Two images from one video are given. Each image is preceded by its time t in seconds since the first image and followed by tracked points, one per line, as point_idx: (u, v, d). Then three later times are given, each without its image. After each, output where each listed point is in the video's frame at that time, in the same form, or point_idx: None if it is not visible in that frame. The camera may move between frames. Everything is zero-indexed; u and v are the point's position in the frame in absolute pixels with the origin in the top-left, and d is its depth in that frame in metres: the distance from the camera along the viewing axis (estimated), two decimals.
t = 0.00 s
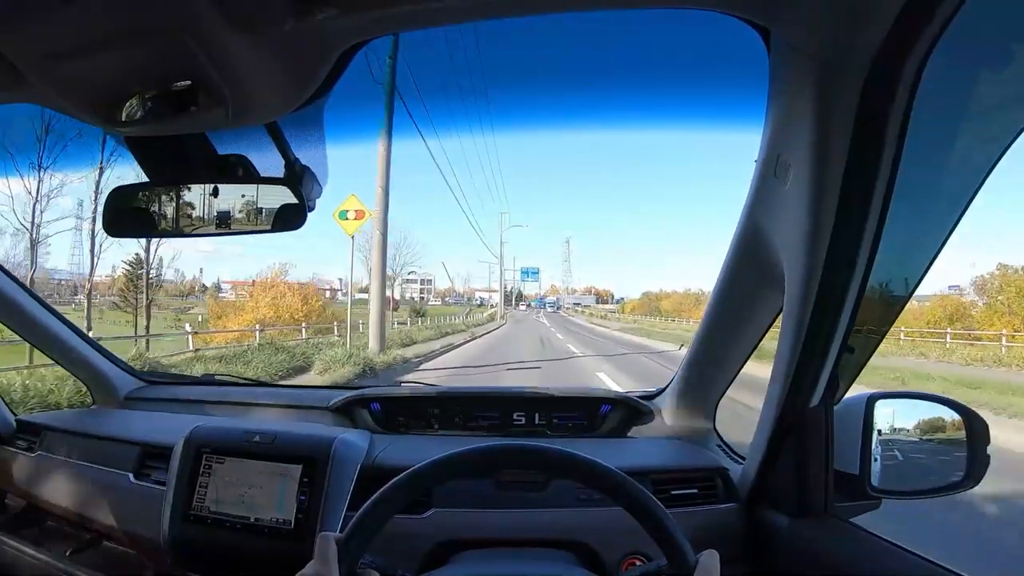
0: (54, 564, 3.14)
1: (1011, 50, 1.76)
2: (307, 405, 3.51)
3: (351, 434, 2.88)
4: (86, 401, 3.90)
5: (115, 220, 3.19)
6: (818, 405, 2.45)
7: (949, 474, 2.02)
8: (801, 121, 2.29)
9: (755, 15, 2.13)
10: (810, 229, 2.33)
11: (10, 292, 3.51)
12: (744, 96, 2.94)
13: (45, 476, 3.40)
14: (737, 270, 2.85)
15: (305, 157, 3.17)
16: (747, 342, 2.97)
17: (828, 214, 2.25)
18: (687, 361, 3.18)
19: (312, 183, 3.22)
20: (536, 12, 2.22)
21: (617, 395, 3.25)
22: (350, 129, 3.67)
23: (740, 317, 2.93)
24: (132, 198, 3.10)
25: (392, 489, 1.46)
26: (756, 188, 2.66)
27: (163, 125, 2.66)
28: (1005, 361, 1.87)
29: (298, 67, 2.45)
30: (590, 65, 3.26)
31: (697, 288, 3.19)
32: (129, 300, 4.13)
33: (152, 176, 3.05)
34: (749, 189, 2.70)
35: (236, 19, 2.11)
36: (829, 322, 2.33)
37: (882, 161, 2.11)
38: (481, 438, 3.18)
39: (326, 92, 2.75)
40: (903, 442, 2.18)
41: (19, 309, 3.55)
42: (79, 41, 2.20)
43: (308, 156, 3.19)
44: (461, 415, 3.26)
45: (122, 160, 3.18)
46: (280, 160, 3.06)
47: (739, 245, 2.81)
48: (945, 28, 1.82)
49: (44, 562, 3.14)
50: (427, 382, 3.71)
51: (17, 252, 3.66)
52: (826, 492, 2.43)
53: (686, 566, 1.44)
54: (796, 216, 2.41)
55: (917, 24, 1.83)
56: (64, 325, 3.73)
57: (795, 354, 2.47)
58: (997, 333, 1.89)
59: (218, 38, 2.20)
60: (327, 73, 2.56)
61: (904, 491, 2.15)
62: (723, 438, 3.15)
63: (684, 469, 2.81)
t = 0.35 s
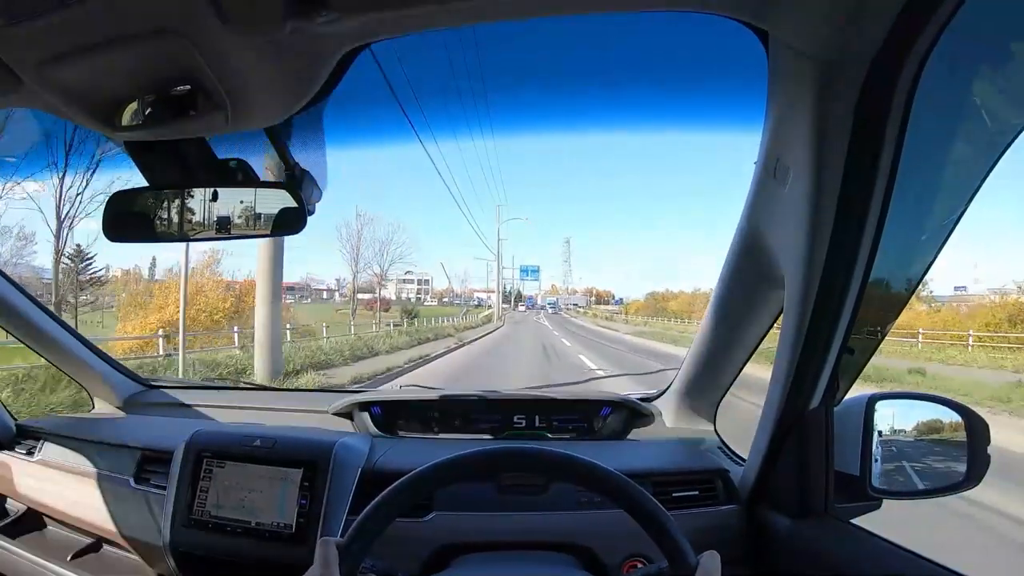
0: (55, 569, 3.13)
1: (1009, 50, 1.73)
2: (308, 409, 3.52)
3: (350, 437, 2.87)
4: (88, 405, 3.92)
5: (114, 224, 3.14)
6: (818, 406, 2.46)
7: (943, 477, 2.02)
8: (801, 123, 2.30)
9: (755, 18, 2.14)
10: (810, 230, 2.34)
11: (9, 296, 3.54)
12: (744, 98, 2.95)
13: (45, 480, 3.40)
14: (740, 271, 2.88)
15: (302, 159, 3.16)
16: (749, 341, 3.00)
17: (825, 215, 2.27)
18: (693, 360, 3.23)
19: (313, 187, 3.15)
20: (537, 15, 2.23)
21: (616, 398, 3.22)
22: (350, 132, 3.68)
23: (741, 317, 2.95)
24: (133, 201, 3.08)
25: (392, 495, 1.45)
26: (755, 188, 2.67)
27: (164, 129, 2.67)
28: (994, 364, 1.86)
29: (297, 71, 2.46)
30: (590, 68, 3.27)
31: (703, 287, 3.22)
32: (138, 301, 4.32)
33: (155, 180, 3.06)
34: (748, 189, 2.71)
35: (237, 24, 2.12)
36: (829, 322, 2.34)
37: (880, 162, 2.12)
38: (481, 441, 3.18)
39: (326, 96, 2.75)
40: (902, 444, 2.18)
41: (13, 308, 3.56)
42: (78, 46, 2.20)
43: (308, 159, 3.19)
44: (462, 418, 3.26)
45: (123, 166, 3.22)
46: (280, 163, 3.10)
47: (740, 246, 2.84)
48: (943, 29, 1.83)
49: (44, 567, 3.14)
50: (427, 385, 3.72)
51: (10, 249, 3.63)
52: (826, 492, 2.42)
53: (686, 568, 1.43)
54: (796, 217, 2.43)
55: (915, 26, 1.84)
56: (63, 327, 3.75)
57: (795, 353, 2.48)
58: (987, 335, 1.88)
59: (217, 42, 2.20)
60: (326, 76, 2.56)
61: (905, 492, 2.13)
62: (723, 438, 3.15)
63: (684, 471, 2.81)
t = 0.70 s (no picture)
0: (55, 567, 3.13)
1: (1012, 50, 1.73)
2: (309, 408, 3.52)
3: (351, 436, 2.87)
4: (88, 402, 3.93)
5: (116, 221, 3.16)
6: (819, 408, 2.46)
7: (943, 477, 2.02)
8: (804, 124, 2.30)
9: (757, 18, 2.14)
10: (812, 231, 2.34)
11: (10, 293, 3.53)
12: (747, 99, 2.95)
13: (45, 477, 3.40)
14: (741, 272, 2.88)
15: (306, 160, 3.21)
16: (751, 341, 3.01)
17: (828, 216, 2.27)
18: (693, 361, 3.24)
19: (314, 185, 3.23)
20: (539, 16, 2.22)
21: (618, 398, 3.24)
22: (351, 131, 3.67)
23: (743, 317, 2.96)
24: (133, 199, 3.08)
25: (394, 494, 1.45)
26: (758, 189, 2.67)
27: (166, 128, 2.66)
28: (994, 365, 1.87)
29: (299, 70, 2.45)
30: (594, 68, 3.26)
31: (705, 287, 3.23)
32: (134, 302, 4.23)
33: (156, 179, 3.07)
34: (750, 190, 2.71)
35: (239, 23, 2.11)
36: (831, 324, 2.34)
37: (882, 165, 2.12)
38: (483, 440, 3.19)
39: (327, 95, 2.74)
40: (900, 446, 2.18)
41: (11, 303, 3.54)
42: (80, 44, 2.20)
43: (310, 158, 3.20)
44: (462, 418, 3.26)
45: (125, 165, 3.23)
46: (283, 163, 3.13)
47: (742, 247, 2.84)
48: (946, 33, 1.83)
49: (45, 564, 3.14)
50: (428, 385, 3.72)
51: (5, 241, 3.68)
52: (827, 493, 2.43)
53: (687, 568, 1.43)
54: (798, 218, 2.43)
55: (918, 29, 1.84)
56: (55, 318, 3.71)
57: (796, 355, 2.48)
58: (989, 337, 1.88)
59: (219, 41, 2.19)
60: (327, 75, 2.55)
61: (904, 493, 2.14)
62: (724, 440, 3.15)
63: (685, 472, 2.81)
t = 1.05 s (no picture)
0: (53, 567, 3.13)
1: (1010, 53, 1.74)
2: (307, 410, 3.52)
3: (349, 438, 2.87)
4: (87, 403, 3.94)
5: (115, 222, 3.15)
6: (817, 410, 2.46)
7: (941, 481, 2.02)
8: (802, 127, 2.30)
9: (756, 20, 2.14)
10: (810, 232, 2.34)
11: (10, 293, 3.57)
12: (747, 102, 2.95)
13: (43, 478, 3.40)
14: (740, 274, 2.88)
15: (305, 162, 3.22)
16: (749, 344, 3.01)
17: (826, 219, 2.27)
18: (692, 362, 3.24)
19: (313, 187, 3.22)
20: (538, 19, 2.23)
21: (616, 400, 3.25)
22: (349, 132, 3.67)
23: (742, 318, 2.96)
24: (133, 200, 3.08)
25: (391, 495, 1.45)
26: (756, 192, 2.67)
27: (165, 130, 2.66)
28: (991, 368, 1.88)
29: (298, 72, 2.45)
30: (593, 70, 3.27)
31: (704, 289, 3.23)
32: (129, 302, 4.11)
33: (154, 181, 3.06)
34: (748, 192, 2.71)
35: (238, 24, 2.12)
36: (829, 327, 2.34)
37: (879, 168, 2.12)
38: (481, 442, 3.19)
39: (327, 96, 2.75)
40: (898, 449, 2.19)
41: (14, 308, 3.60)
42: (79, 46, 2.20)
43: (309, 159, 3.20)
44: (461, 419, 3.27)
45: (125, 165, 3.24)
46: (281, 165, 3.13)
47: (740, 249, 2.84)
48: (944, 36, 1.83)
49: (43, 564, 3.14)
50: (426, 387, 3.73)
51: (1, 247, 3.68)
52: (825, 496, 2.43)
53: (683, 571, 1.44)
54: (796, 221, 2.43)
55: (916, 32, 1.84)
56: (57, 322, 3.76)
57: (794, 358, 2.48)
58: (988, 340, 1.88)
59: (218, 43, 2.20)
60: (327, 77, 2.56)
61: (902, 497, 2.14)
62: (722, 442, 3.15)
63: (683, 474, 2.81)
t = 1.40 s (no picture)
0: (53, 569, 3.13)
1: (1008, 54, 1.74)
2: (306, 411, 3.53)
3: (348, 439, 2.87)
4: (86, 405, 3.93)
5: (113, 224, 3.15)
6: (815, 411, 2.46)
7: (940, 480, 2.03)
8: (800, 127, 2.31)
9: (755, 20, 2.14)
10: (808, 233, 2.34)
11: (9, 295, 3.59)
12: (746, 104, 2.95)
13: (43, 479, 3.40)
14: (739, 274, 2.88)
15: (302, 163, 3.20)
16: (748, 344, 3.01)
17: (824, 220, 2.27)
18: (691, 362, 3.24)
19: (312, 189, 3.21)
20: (536, 20, 2.23)
21: (615, 400, 3.25)
22: (347, 133, 3.67)
23: (741, 319, 2.96)
24: (132, 202, 3.08)
25: (390, 498, 1.45)
26: (755, 192, 2.67)
27: (164, 132, 2.66)
28: (990, 368, 1.88)
29: (296, 73, 2.45)
30: (592, 71, 3.27)
31: (704, 289, 3.23)
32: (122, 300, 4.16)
33: (153, 182, 3.06)
34: (746, 193, 2.72)
35: (236, 26, 2.11)
36: (827, 327, 2.34)
37: (878, 169, 2.12)
38: (481, 443, 3.19)
39: (325, 96, 2.75)
40: (897, 449, 2.19)
41: (12, 308, 3.61)
42: (77, 47, 2.19)
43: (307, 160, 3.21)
44: (460, 420, 3.27)
45: (124, 167, 3.24)
46: (280, 166, 3.13)
47: (739, 249, 2.85)
48: (942, 36, 1.83)
49: (42, 566, 3.14)
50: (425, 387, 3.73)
51: None
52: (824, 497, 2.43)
53: (682, 572, 1.44)
54: (794, 221, 2.43)
55: (914, 32, 1.84)
56: (56, 324, 3.77)
57: (792, 358, 2.48)
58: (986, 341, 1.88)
59: (215, 44, 2.19)
60: (325, 78, 2.56)
61: (901, 497, 2.14)
62: (721, 442, 3.15)
63: (683, 475, 2.82)
